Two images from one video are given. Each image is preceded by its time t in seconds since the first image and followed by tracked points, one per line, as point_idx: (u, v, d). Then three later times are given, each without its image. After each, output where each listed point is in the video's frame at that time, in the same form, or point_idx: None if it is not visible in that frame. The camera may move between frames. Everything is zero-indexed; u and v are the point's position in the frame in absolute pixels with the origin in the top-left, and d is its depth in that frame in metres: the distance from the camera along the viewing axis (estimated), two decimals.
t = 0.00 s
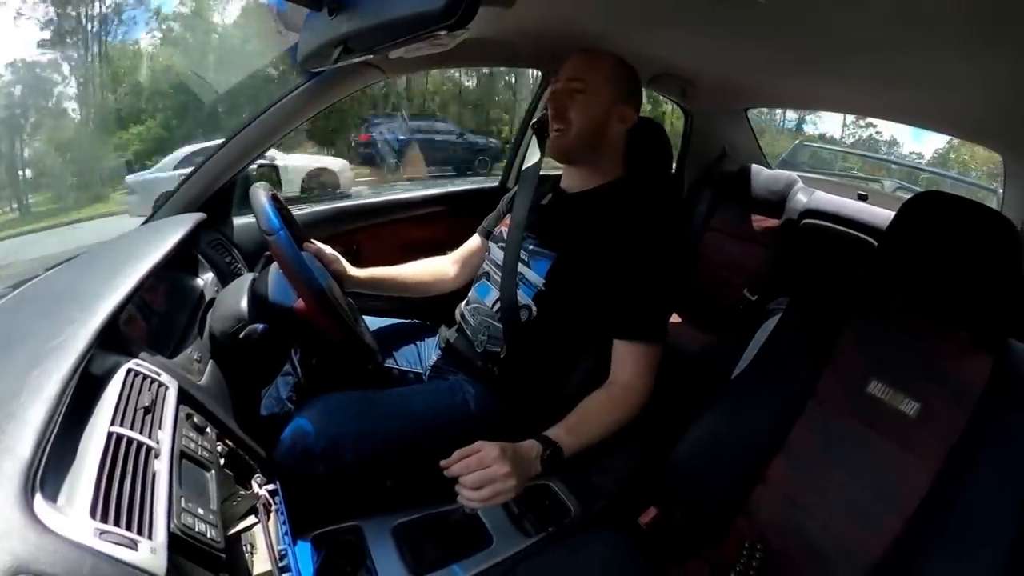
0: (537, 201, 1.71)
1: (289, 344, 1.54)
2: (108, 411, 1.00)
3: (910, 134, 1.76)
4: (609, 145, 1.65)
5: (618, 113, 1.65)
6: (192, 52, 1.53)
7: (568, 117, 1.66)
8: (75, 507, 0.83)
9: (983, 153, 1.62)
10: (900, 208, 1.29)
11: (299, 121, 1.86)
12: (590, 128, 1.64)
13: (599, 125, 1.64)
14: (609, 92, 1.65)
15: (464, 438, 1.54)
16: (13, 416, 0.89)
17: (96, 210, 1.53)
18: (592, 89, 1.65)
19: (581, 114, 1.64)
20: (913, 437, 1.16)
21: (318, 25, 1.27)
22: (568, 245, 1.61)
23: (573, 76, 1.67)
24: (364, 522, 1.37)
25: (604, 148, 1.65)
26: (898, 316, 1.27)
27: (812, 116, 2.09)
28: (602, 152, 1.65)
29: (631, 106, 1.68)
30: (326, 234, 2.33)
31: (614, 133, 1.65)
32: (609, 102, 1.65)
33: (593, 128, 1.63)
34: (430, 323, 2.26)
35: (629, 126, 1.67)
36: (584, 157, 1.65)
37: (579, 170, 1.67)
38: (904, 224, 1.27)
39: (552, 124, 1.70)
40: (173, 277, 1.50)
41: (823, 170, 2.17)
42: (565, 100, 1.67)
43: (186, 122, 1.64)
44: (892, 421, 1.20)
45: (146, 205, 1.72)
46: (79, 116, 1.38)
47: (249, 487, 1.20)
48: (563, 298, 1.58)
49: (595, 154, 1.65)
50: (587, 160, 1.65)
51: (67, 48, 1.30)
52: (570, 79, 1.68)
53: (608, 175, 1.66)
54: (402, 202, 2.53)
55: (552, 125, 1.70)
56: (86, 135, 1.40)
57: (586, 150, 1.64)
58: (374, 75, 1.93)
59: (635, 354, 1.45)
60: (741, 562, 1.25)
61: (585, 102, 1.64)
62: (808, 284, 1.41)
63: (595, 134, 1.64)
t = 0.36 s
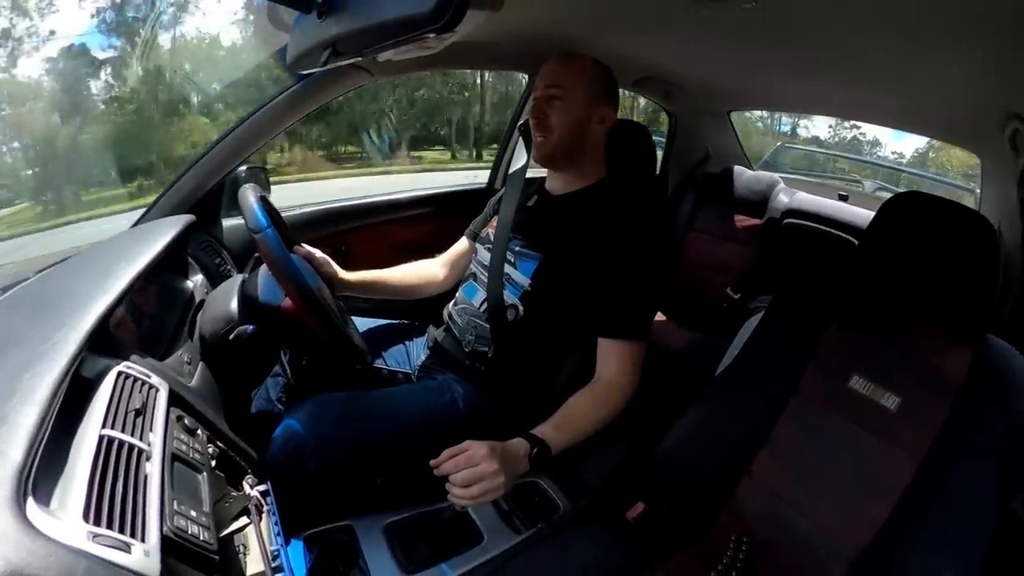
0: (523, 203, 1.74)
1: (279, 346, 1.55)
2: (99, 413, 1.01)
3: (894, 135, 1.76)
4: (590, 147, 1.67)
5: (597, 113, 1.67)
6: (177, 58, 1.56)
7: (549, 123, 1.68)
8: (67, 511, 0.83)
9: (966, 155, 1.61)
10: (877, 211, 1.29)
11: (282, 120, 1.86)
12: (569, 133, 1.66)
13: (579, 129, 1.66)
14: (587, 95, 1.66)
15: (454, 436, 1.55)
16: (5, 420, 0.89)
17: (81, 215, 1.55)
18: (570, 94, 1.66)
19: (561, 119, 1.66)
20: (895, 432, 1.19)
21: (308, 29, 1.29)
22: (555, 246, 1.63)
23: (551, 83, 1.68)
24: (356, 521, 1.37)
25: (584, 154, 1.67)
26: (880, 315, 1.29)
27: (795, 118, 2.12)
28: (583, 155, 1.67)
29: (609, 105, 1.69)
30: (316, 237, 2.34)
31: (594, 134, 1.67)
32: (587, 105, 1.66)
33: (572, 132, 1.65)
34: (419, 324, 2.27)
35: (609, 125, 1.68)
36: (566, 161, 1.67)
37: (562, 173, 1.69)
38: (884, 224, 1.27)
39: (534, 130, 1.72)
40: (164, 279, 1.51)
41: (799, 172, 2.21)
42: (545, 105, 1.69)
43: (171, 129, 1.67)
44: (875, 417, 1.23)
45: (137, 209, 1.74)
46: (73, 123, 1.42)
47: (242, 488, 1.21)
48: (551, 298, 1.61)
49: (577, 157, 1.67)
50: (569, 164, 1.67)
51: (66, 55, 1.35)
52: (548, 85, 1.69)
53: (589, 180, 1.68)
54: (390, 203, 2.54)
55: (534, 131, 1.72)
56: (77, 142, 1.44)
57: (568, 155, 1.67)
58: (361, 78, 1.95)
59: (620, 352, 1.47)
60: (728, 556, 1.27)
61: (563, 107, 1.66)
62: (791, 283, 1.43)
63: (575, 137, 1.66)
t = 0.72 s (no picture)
0: (509, 203, 1.76)
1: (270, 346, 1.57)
2: (93, 417, 1.02)
3: (870, 133, 1.88)
4: (579, 147, 1.69)
5: (585, 114, 1.69)
6: (165, 58, 1.57)
7: (539, 122, 1.69)
8: (63, 516, 0.84)
9: (936, 154, 1.74)
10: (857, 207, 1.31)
11: (268, 121, 1.87)
12: (560, 133, 1.67)
13: (568, 129, 1.67)
14: (576, 96, 1.68)
15: (444, 433, 1.57)
16: None
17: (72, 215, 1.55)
18: (560, 94, 1.67)
19: (552, 119, 1.67)
20: (876, 422, 1.22)
21: (296, 31, 1.30)
22: (541, 244, 1.65)
23: (541, 82, 1.69)
24: (348, 520, 1.39)
25: (572, 153, 1.69)
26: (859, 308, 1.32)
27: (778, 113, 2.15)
28: (572, 155, 1.69)
29: (597, 106, 1.71)
30: (304, 238, 2.35)
31: (582, 135, 1.69)
32: (577, 106, 1.68)
33: (562, 132, 1.67)
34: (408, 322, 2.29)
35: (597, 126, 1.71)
36: (555, 161, 1.68)
37: (549, 173, 1.70)
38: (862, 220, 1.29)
39: (522, 128, 1.73)
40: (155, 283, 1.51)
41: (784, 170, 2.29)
42: (534, 105, 1.70)
43: (157, 128, 1.67)
44: (856, 408, 1.25)
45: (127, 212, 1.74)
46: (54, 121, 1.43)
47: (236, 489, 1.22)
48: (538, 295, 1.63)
49: (566, 157, 1.68)
50: (557, 163, 1.69)
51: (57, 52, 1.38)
52: (537, 84, 1.70)
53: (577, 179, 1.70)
54: (378, 204, 2.55)
55: (522, 129, 1.73)
56: (61, 142, 1.45)
57: (557, 154, 1.68)
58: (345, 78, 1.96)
59: (606, 347, 1.49)
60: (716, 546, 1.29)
61: (554, 107, 1.67)
62: (773, 278, 1.46)
63: (565, 138, 1.67)
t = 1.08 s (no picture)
0: (493, 200, 1.78)
1: (259, 344, 1.58)
2: (85, 418, 1.03)
3: (844, 133, 1.93)
4: (561, 145, 1.71)
5: (566, 113, 1.71)
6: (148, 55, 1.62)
7: (520, 122, 1.70)
8: (57, 519, 0.85)
9: (906, 152, 1.79)
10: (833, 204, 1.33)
11: (252, 120, 1.87)
12: (542, 133, 1.69)
13: (550, 128, 1.69)
14: (557, 95, 1.69)
15: (432, 429, 1.59)
16: None
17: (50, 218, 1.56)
18: (540, 94, 1.68)
19: (534, 119, 1.69)
20: (854, 411, 1.24)
21: (283, 32, 1.31)
22: (525, 241, 1.67)
23: (521, 82, 1.69)
24: (341, 516, 1.42)
25: (553, 152, 1.70)
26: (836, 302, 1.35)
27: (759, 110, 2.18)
28: (554, 153, 1.71)
29: (576, 103, 1.73)
30: (289, 237, 2.36)
31: (563, 133, 1.71)
32: (558, 105, 1.69)
33: (545, 131, 1.69)
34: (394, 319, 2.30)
35: (577, 123, 1.73)
36: (538, 160, 1.70)
37: (532, 171, 1.73)
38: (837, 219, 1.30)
39: (504, 127, 1.73)
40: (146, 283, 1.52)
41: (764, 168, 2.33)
42: (515, 105, 1.70)
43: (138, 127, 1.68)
44: (835, 399, 1.28)
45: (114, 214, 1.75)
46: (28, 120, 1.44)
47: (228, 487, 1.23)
48: (523, 291, 1.65)
49: (549, 156, 1.70)
50: (541, 162, 1.71)
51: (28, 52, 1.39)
52: (517, 84, 1.71)
53: (559, 176, 1.72)
54: (363, 202, 2.57)
55: (504, 128, 1.74)
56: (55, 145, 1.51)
57: (540, 153, 1.70)
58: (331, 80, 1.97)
59: (590, 342, 1.51)
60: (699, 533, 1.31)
61: (536, 107, 1.68)
62: (752, 272, 1.49)
63: (548, 137, 1.69)
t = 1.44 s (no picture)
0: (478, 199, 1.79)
1: (249, 349, 1.58)
2: (78, 427, 1.04)
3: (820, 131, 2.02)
4: (543, 146, 1.72)
5: (549, 115, 1.72)
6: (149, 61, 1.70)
7: (502, 123, 1.73)
8: (55, 528, 0.86)
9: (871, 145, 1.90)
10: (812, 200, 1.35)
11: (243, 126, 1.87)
12: (522, 134, 1.71)
13: (531, 130, 1.71)
14: (539, 97, 1.71)
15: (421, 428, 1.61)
16: None
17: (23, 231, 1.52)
18: (522, 96, 1.70)
19: (514, 120, 1.71)
20: (834, 400, 1.27)
21: (271, 37, 1.32)
22: (511, 240, 1.69)
23: (504, 85, 1.72)
24: (335, 516, 1.44)
25: (535, 153, 1.72)
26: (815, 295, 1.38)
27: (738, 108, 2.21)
28: (536, 154, 1.73)
29: (562, 106, 1.74)
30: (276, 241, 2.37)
31: (546, 135, 1.72)
32: (540, 107, 1.71)
33: (525, 133, 1.70)
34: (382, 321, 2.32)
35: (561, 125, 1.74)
36: (520, 160, 1.73)
37: (517, 171, 1.75)
38: (819, 216, 1.33)
39: (488, 128, 1.76)
40: (135, 290, 1.52)
41: (741, 168, 2.43)
42: (498, 106, 1.73)
43: (119, 130, 1.69)
44: (816, 390, 1.31)
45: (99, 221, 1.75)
46: None
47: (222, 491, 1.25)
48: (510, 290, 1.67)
49: (530, 157, 1.72)
50: (523, 162, 1.73)
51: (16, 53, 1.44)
52: (502, 86, 1.73)
53: (541, 177, 1.74)
54: (349, 205, 2.58)
55: (488, 128, 1.76)
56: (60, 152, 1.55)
57: (521, 153, 1.72)
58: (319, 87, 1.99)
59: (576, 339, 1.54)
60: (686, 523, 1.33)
61: (516, 109, 1.70)
62: (733, 268, 1.52)
63: (528, 138, 1.71)
